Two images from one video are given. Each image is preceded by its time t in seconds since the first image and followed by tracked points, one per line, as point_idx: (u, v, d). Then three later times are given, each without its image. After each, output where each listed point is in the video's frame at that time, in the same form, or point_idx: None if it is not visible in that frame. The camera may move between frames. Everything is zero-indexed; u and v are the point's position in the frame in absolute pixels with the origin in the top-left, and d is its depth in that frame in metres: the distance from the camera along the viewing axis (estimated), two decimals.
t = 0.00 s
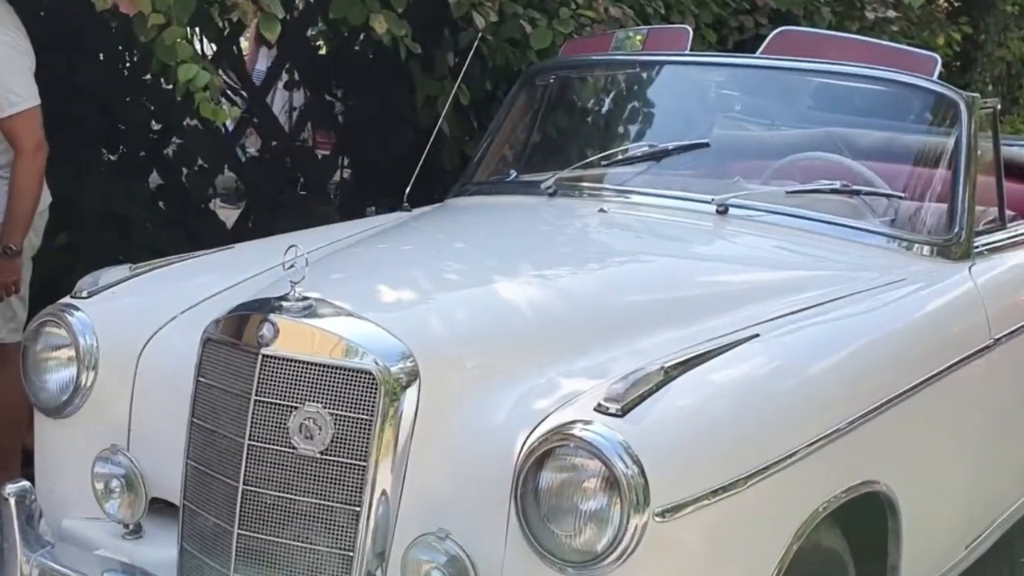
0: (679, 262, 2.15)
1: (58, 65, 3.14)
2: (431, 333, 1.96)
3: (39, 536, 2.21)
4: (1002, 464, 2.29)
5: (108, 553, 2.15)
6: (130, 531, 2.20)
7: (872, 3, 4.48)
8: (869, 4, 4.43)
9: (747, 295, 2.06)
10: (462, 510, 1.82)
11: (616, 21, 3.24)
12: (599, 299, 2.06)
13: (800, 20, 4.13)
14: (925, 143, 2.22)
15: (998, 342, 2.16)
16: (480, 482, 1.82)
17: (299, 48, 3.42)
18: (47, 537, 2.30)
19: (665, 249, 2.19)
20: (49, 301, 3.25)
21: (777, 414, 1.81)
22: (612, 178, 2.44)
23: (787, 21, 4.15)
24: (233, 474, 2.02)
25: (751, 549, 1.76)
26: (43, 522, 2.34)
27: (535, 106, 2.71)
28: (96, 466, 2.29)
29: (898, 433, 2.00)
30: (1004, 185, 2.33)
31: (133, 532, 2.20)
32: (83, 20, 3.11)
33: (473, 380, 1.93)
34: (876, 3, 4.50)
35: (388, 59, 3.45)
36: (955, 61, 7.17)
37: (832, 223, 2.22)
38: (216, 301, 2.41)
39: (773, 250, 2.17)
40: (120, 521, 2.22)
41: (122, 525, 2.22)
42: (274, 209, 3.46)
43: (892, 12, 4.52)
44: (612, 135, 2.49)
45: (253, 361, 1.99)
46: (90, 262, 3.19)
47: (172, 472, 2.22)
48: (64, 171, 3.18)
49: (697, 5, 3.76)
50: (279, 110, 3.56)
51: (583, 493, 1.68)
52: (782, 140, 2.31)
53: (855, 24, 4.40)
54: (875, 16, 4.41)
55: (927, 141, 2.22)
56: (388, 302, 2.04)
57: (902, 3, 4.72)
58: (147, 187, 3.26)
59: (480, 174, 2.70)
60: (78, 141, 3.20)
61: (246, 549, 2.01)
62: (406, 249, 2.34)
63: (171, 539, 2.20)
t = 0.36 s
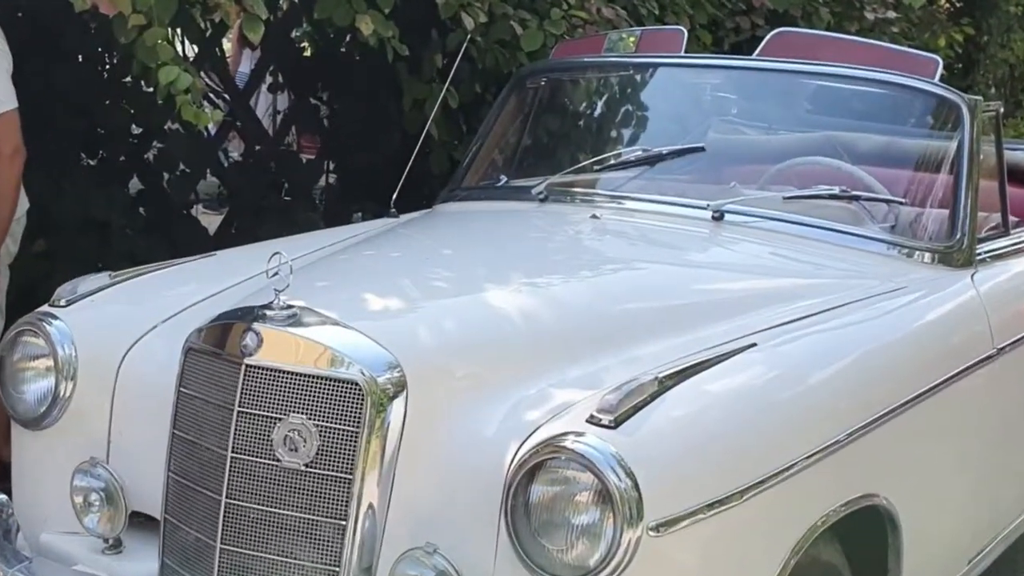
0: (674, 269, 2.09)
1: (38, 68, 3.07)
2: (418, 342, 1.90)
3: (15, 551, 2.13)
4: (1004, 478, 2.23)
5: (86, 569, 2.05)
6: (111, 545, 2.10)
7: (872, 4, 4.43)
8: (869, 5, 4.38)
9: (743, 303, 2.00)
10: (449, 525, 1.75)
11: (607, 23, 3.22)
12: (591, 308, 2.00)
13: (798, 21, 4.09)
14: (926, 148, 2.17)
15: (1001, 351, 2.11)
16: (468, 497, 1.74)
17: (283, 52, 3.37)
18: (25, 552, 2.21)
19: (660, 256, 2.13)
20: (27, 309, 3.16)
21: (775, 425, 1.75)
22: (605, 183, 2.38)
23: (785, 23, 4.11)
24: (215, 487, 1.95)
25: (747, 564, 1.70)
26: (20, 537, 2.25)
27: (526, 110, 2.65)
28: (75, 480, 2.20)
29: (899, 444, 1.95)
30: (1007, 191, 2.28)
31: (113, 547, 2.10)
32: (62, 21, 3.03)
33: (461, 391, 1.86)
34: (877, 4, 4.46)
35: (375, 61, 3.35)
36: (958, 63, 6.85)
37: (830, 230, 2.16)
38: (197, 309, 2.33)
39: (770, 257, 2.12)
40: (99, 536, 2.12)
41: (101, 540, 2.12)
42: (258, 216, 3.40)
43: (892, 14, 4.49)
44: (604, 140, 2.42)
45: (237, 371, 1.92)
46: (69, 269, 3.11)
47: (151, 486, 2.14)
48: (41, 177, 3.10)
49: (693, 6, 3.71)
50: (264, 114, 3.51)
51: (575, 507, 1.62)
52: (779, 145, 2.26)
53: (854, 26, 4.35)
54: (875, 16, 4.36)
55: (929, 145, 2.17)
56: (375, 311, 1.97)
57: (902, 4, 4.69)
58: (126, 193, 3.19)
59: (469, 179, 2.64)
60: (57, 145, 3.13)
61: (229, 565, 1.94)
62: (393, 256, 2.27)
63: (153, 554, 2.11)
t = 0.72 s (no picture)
0: (670, 277, 2.03)
1: (12, 70, 2.95)
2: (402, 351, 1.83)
3: None
4: (1006, 492, 2.17)
5: None
6: (89, 560, 2.01)
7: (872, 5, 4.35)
8: (868, 6, 4.31)
9: (740, 312, 1.94)
10: (436, 541, 1.68)
11: (601, 24, 3.13)
12: (585, 317, 1.93)
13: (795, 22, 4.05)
14: (927, 153, 2.11)
15: (1004, 361, 2.06)
16: (456, 513, 1.67)
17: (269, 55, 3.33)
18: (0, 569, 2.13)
19: (655, 264, 2.07)
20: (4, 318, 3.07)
21: (772, 437, 1.69)
22: (597, 189, 2.32)
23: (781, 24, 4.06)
24: (196, 502, 1.87)
25: None
26: None
27: (517, 113, 2.59)
28: (53, 493, 2.11)
29: (902, 457, 1.89)
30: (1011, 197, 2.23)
31: (91, 562, 2.01)
32: (38, 23, 2.93)
33: (449, 404, 1.79)
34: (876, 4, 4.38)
35: (362, 65, 3.35)
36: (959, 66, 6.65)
37: (829, 237, 2.11)
38: (178, 317, 2.25)
39: (767, 264, 2.06)
40: (78, 551, 2.03)
41: (80, 556, 2.03)
42: (241, 221, 3.30)
43: (891, 15, 4.43)
44: (595, 144, 2.38)
45: (219, 381, 1.84)
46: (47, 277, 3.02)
47: (128, 502, 2.05)
48: (18, 182, 3.00)
49: (686, 7, 3.67)
50: (246, 117, 3.45)
51: (566, 521, 1.55)
52: (775, 151, 2.21)
53: (852, 27, 4.29)
54: (874, 17, 4.29)
55: (930, 150, 2.11)
56: (361, 320, 1.90)
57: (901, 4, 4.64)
58: (105, 199, 3.11)
59: (457, 183, 2.57)
60: (32, 150, 3.01)
61: None
62: (379, 264, 2.20)
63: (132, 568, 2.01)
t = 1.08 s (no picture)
0: (664, 285, 1.97)
1: None
2: (385, 360, 1.76)
3: None
4: (1010, 506, 2.12)
5: None
6: None
7: (868, 6, 4.21)
8: (867, 6, 4.19)
9: (736, 321, 1.88)
10: (421, 558, 1.61)
11: (594, 25, 3.07)
12: (577, 326, 1.87)
13: (792, 23, 3.99)
14: (927, 158, 2.06)
15: (1007, 372, 2.00)
16: (443, 530, 1.61)
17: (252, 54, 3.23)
18: None
19: (649, 271, 2.01)
20: None
21: (770, 450, 1.64)
22: (589, 195, 2.26)
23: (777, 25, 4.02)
24: (175, 518, 1.79)
25: None
26: None
27: (508, 117, 2.53)
28: (29, 508, 2.03)
29: (903, 471, 1.83)
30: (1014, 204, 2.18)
31: None
32: (15, 24, 2.86)
33: (436, 417, 1.72)
34: (875, 6, 4.24)
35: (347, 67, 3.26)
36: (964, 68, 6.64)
37: (827, 244, 2.05)
38: (158, 326, 2.16)
39: (765, 272, 2.00)
40: (54, 568, 1.96)
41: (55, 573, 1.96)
42: (223, 228, 3.23)
43: (892, 17, 4.28)
44: (587, 150, 2.32)
45: (200, 392, 1.77)
46: (24, 285, 2.94)
47: (103, 518, 1.97)
48: None
49: (681, 8, 3.62)
50: (226, 121, 3.36)
51: (557, 536, 1.49)
52: (771, 155, 2.15)
53: (851, 28, 4.18)
54: (873, 19, 4.16)
55: (933, 154, 2.06)
56: (345, 330, 1.83)
57: (902, 4, 4.47)
58: (83, 205, 3.02)
59: (445, 189, 2.51)
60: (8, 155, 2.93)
61: None
62: (365, 272, 2.13)
63: None
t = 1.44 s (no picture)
0: (658, 294, 1.91)
1: None
2: (368, 372, 1.69)
3: None
4: (1012, 521, 2.06)
5: None
6: None
7: (871, 6, 4.18)
8: (867, 7, 4.15)
9: (731, 330, 1.82)
10: None
11: (585, 26, 3.03)
12: (568, 336, 1.81)
13: (790, 24, 3.94)
14: (929, 162, 2.01)
15: (1010, 384, 1.95)
16: (428, 548, 1.54)
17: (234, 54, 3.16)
18: None
19: (643, 280, 1.95)
20: None
21: (768, 463, 1.58)
22: (580, 201, 2.20)
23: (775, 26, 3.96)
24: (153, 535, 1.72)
25: None
26: None
27: (498, 121, 2.47)
28: (3, 524, 1.94)
29: (904, 483, 1.77)
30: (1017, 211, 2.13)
31: None
32: None
33: (423, 429, 1.65)
34: (876, 6, 4.21)
35: (329, 68, 3.19)
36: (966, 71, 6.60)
37: (825, 252, 2.00)
38: (137, 335, 2.06)
39: (762, 281, 1.94)
40: None
41: None
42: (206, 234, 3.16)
43: (894, 16, 4.23)
44: (578, 154, 2.26)
45: (181, 404, 1.70)
46: None
47: (77, 536, 1.89)
48: None
49: (675, 9, 3.57)
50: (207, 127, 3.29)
51: (547, 552, 1.42)
52: (768, 160, 2.10)
53: (851, 29, 4.13)
54: (873, 20, 4.12)
55: (934, 159, 2.01)
56: (329, 339, 1.76)
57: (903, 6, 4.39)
58: (59, 213, 2.94)
59: (432, 195, 2.44)
60: None
61: None
62: (349, 280, 2.06)
63: None
